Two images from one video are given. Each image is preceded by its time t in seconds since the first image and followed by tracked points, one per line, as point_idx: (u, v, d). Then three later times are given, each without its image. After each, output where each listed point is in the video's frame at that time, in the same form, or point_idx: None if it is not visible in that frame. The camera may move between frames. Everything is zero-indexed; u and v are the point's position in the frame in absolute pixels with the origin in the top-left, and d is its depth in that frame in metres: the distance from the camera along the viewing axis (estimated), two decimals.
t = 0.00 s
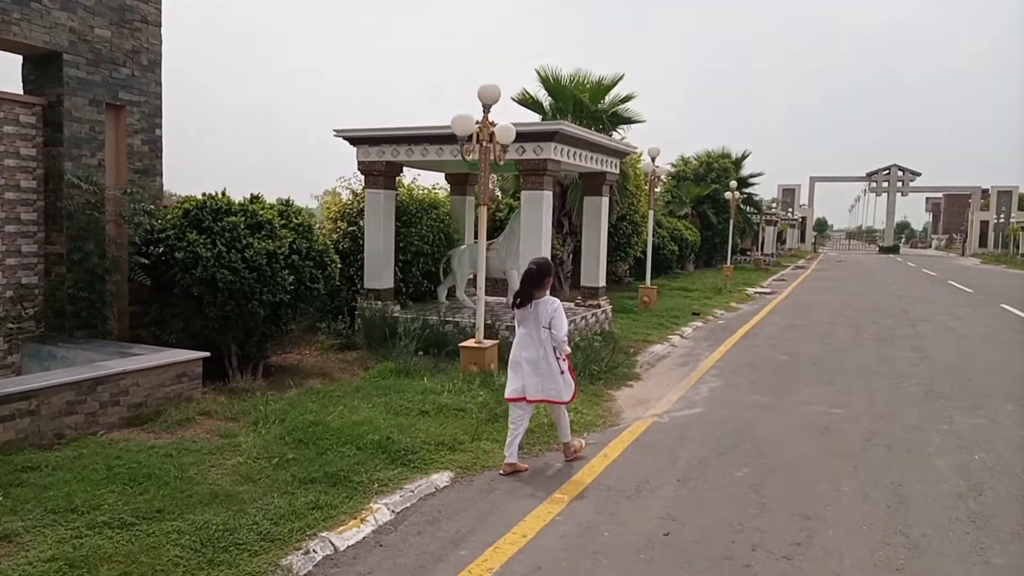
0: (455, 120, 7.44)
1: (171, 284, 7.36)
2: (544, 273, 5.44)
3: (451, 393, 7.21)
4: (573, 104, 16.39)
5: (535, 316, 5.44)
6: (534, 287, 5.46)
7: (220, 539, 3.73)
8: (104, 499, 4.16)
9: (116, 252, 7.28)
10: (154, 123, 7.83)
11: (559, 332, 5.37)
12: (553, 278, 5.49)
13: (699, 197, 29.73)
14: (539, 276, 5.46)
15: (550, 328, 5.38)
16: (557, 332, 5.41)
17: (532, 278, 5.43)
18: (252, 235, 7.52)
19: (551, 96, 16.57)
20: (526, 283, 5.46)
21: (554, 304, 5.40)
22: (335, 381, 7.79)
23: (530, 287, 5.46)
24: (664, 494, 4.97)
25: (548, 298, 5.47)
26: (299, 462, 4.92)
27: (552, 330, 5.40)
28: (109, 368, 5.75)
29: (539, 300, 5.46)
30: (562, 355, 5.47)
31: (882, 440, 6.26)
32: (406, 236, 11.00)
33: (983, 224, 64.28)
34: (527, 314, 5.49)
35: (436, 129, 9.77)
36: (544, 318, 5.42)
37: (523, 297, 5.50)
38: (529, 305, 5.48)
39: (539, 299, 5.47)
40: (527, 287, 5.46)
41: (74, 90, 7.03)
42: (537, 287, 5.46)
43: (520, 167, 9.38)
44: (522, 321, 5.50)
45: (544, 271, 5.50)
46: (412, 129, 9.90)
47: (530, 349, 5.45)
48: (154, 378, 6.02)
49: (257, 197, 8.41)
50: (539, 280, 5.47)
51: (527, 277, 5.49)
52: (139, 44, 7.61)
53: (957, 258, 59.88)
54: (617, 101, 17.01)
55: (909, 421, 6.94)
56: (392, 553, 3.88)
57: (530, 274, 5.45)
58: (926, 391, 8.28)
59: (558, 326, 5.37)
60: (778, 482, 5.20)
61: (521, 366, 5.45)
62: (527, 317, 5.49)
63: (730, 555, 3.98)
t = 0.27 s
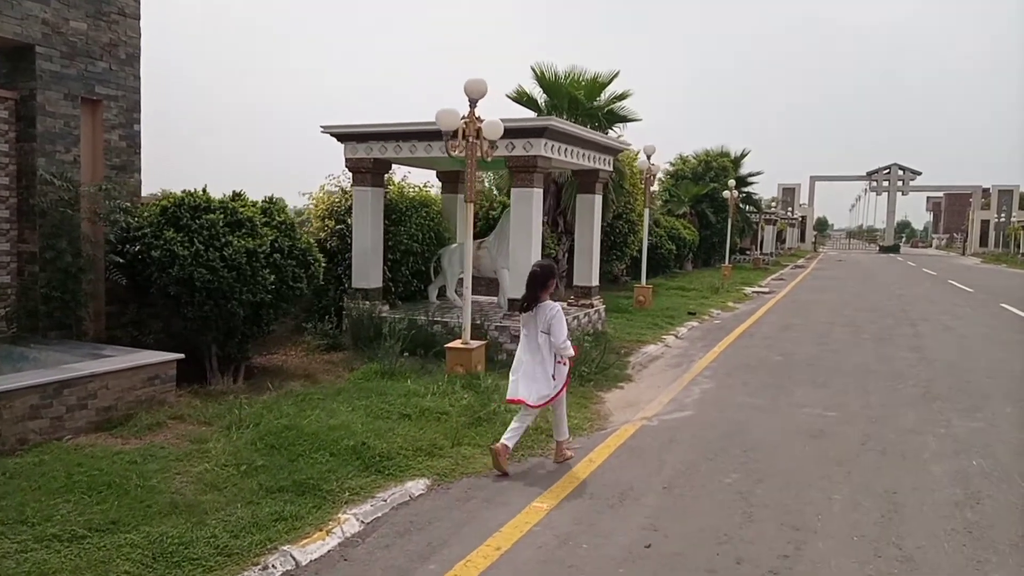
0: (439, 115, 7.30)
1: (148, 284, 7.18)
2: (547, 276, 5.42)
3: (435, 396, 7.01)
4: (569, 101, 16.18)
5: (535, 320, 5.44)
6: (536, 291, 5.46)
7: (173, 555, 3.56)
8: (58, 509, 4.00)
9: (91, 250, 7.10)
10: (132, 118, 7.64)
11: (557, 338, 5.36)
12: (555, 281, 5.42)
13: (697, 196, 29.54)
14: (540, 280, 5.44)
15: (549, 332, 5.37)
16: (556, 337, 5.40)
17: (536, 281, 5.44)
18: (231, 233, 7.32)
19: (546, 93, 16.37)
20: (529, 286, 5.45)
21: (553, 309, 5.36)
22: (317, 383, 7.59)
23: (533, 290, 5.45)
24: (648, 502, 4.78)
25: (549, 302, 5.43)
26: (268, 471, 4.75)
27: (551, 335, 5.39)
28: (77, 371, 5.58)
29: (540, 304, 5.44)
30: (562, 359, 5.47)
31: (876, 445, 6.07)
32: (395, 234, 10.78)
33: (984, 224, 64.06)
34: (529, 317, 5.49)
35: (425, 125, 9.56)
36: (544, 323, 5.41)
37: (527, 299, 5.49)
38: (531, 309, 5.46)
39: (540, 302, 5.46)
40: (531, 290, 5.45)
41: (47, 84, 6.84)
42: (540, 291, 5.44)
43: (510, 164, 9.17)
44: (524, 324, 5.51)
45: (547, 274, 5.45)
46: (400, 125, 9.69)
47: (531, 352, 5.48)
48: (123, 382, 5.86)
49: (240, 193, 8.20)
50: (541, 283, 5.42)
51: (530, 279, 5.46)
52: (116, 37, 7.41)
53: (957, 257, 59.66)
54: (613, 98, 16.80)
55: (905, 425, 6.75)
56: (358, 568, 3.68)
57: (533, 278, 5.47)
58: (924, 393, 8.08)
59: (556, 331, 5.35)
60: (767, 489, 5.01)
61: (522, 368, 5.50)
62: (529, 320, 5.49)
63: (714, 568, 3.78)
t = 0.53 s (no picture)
0: (425, 112, 7.20)
1: (128, 286, 7.05)
2: (548, 274, 5.44)
3: (422, 401, 6.84)
4: (564, 101, 16.01)
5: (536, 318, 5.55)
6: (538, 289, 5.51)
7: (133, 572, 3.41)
8: (18, 522, 3.84)
9: (70, 252, 6.95)
10: (113, 117, 7.48)
11: (558, 335, 5.45)
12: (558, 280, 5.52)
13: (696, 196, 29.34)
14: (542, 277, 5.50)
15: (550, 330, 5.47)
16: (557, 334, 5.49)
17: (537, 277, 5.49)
18: (213, 235, 7.18)
19: (542, 92, 16.20)
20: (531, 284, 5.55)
21: (553, 306, 5.46)
22: (301, 389, 7.42)
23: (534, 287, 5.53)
24: (635, 514, 4.62)
25: (552, 300, 5.53)
26: (242, 481, 4.59)
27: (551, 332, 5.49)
28: (50, 377, 5.42)
29: (542, 302, 5.52)
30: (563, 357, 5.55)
31: (873, 453, 5.90)
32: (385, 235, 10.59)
33: (985, 224, 63.84)
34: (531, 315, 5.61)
35: (415, 125, 9.39)
36: (545, 320, 5.51)
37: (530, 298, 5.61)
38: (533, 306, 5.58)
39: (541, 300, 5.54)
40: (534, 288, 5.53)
41: (24, 82, 6.68)
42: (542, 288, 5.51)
43: (501, 165, 9.00)
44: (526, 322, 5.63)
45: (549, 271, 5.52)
46: (390, 125, 9.52)
47: (532, 350, 5.57)
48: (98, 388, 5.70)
49: (224, 194, 8.05)
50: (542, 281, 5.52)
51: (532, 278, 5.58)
52: (96, 34, 7.24)
53: (958, 258, 59.45)
54: (609, 98, 16.64)
55: (902, 432, 6.58)
56: None
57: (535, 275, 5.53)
58: (923, 398, 7.91)
59: (557, 328, 5.45)
60: (759, 501, 4.84)
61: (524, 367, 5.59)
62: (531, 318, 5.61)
63: None
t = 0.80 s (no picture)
0: (411, 106, 6.81)
1: (104, 285, 6.86)
2: (550, 270, 5.45)
3: (407, 403, 6.63)
4: (560, 98, 15.80)
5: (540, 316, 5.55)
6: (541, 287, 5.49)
7: None
8: None
9: (46, 249, 6.76)
10: (91, 111, 7.29)
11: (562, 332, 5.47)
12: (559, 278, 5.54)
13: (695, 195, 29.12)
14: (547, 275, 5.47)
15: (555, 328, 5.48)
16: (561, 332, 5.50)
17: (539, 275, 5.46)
18: (192, 232, 6.99)
19: (537, 90, 15.99)
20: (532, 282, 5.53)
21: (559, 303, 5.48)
22: (284, 390, 7.22)
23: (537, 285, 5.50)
24: (621, 522, 4.42)
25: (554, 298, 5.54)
26: (211, 487, 4.40)
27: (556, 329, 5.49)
28: (17, 377, 5.23)
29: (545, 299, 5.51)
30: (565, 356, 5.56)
31: (871, 458, 5.70)
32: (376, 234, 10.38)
33: (986, 225, 63.59)
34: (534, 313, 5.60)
35: (404, 121, 9.19)
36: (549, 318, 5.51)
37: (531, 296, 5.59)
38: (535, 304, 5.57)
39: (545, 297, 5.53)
40: (536, 285, 5.50)
41: None
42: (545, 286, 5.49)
43: (492, 161, 8.80)
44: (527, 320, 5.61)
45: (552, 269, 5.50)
46: (379, 120, 9.31)
47: (534, 347, 5.54)
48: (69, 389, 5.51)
49: (206, 190, 7.86)
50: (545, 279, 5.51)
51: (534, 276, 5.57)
52: (73, 26, 7.05)
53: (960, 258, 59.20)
54: (606, 95, 16.44)
55: (901, 435, 6.38)
56: None
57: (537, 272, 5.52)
58: (923, 400, 7.71)
59: (563, 325, 5.47)
60: (751, 508, 4.65)
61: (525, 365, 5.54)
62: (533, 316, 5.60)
63: None
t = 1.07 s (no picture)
0: (399, 101, 6.52)
1: (84, 283, 6.69)
2: (551, 272, 5.39)
3: (394, 405, 6.45)
4: (558, 95, 15.61)
5: (542, 318, 5.46)
6: (542, 288, 5.42)
7: None
8: None
9: (24, 247, 6.59)
10: (72, 106, 7.11)
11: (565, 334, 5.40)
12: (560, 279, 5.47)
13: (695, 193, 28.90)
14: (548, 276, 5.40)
15: (557, 330, 5.40)
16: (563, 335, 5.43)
17: (541, 277, 5.39)
18: (174, 229, 6.82)
19: (534, 86, 15.79)
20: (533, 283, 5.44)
21: (561, 305, 5.40)
22: (269, 392, 7.04)
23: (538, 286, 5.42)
24: (610, 531, 4.24)
25: (555, 299, 5.46)
26: (182, 494, 4.23)
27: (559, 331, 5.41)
28: None
29: (547, 301, 5.44)
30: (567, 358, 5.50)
31: (871, 462, 5.51)
32: (367, 231, 10.19)
33: (988, 224, 63.31)
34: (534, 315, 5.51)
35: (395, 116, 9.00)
36: (550, 320, 5.43)
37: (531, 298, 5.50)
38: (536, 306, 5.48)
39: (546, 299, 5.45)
40: (537, 287, 5.42)
41: None
42: (546, 287, 5.40)
43: (484, 157, 8.61)
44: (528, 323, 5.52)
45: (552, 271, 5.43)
46: (369, 115, 9.13)
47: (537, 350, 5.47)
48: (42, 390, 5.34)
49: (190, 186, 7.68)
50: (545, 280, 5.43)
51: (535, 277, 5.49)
52: (52, 18, 6.88)
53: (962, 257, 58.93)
54: (604, 92, 16.24)
55: (902, 438, 6.19)
56: None
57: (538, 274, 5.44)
58: (924, 402, 7.52)
59: (565, 327, 5.39)
60: (746, 516, 4.46)
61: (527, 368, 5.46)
62: (534, 318, 5.52)
63: None
